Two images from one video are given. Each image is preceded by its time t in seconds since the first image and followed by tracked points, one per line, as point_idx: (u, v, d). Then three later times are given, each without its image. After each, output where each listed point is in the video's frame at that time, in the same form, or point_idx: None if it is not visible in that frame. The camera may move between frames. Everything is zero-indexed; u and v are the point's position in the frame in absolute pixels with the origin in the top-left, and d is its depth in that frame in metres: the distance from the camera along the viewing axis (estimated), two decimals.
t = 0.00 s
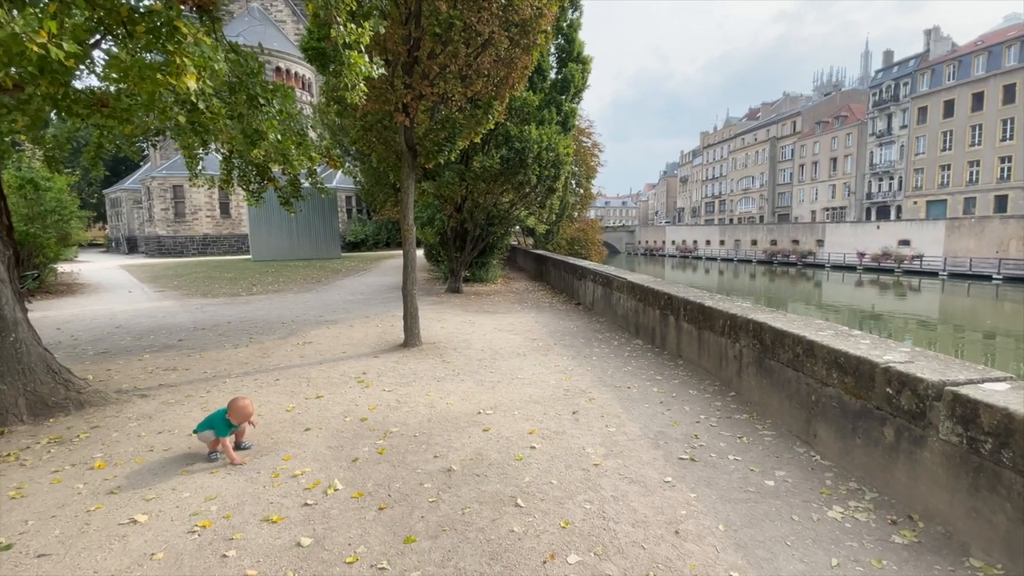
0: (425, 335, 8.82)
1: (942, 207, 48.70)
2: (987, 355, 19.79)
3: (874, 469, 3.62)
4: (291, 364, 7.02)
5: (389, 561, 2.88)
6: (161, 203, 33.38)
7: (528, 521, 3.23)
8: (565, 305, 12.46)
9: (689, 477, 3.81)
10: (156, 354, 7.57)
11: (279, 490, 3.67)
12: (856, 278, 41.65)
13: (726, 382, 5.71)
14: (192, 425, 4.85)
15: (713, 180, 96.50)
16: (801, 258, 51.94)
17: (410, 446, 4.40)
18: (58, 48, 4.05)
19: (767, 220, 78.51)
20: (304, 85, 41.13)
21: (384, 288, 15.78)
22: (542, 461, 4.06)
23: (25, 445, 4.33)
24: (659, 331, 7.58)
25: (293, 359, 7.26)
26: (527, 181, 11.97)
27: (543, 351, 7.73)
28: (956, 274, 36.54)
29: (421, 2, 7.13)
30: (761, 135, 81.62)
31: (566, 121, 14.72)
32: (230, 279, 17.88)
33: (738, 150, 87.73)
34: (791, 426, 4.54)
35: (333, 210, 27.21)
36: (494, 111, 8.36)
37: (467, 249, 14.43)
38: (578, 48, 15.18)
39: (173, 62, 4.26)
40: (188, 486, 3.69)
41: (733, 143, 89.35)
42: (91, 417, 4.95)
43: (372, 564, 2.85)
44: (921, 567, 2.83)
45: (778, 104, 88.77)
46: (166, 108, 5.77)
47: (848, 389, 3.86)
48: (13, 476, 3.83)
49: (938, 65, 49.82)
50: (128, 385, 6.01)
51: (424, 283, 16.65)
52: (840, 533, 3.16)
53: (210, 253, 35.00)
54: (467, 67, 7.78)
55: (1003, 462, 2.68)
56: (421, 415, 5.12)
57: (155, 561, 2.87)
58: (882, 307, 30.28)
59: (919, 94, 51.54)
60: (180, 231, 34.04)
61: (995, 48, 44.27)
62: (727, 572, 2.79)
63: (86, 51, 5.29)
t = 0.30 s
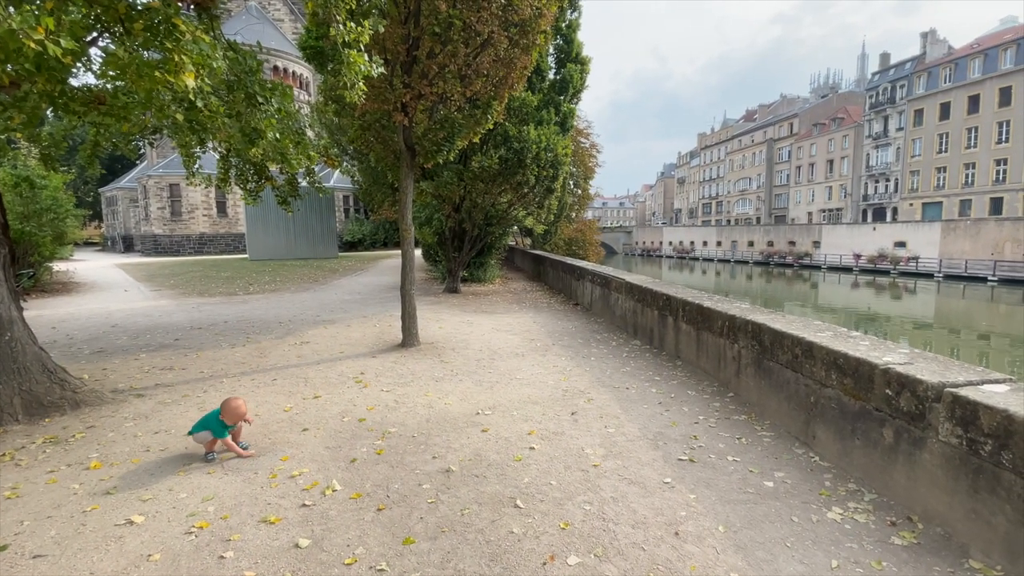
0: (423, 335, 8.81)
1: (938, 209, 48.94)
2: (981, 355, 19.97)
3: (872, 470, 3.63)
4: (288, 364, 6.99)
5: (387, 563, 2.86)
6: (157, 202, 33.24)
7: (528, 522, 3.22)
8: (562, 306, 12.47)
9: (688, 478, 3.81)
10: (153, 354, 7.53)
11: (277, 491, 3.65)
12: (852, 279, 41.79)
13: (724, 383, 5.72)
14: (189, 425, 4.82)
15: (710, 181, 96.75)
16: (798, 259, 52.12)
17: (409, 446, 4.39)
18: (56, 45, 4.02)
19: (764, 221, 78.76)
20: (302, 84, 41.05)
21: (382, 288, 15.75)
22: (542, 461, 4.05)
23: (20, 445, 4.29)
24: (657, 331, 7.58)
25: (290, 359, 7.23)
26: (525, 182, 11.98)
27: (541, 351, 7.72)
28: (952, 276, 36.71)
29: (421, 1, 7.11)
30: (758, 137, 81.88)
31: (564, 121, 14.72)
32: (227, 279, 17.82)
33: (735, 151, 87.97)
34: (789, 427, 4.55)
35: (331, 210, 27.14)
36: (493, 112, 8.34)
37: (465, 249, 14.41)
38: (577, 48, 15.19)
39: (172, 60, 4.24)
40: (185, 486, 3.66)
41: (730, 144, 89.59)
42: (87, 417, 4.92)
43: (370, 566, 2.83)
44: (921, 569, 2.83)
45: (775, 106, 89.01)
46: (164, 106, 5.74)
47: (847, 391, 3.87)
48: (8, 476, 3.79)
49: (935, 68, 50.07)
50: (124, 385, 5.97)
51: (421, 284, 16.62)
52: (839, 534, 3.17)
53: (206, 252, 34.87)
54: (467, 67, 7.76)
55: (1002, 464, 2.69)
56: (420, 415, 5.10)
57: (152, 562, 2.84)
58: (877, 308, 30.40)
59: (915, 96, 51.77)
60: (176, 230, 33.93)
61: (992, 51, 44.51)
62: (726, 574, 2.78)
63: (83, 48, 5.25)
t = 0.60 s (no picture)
0: (421, 334, 8.79)
1: (935, 211, 49.13)
2: (977, 356, 20.10)
3: (873, 471, 3.63)
4: (286, 363, 6.96)
5: (387, 563, 2.85)
6: (154, 200, 33.11)
7: (528, 522, 3.21)
8: (561, 305, 12.47)
9: (688, 478, 3.81)
10: (150, 352, 7.50)
11: (276, 490, 3.63)
12: (849, 280, 41.95)
13: (723, 383, 5.72)
14: (186, 425, 4.79)
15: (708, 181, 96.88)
16: (795, 259, 52.28)
17: (408, 446, 4.37)
18: (55, 41, 3.99)
19: (761, 222, 78.95)
20: (300, 82, 40.92)
21: (380, 287, 15.72)
22: (542, 461, 4.03)
23: (16, 444, 4.26)
24: (656, 331, 7.58)
25: (288, 358, 7.20)
26: (524, 181, 11.98)
27: (540, 351, 7.71)
28: (949, 277, 36.85)
29: None
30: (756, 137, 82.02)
31: (563, 121, 14.70)
32: (225, 277, 17.76)
33: (733, 152, 88.08)
34: (789, 427, 4.55)
35: (329, 209, 27.06)
36: (493, 110, 8.31)
37: (464, 248, 14.40)
38: (576, 48, 15.17)
39: (170, 57, 4.20)
40: (183, 486, 3.64)
41: (728, 145, 89.73)
42: (84, 416, 4.88)
43: (370, 566, 2.82)
44: (921, 569, 2.84)
45: (773, 106, 89.17)
46: (162, 104, 5.70)
47: (847, 391, 3.87)
48: (4, 475, 3.76)
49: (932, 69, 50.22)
50: (121, 384, 5.93)
51: (420, 283, 16.59)
52: (840, 535, 3.17)
53: (203, 251, 34.76)
54: (466, 66, 7.74)
55: (1003, 465, 2.69)
56: (419, 415, 5.08)
57: (150, 562, 2.82)
58: (874, 309, 30.51)
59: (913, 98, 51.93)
60: (173, 228, 33.81)
61: (989, 53, 44.68)
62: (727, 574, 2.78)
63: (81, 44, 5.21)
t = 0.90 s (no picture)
0: (421, 333, 8.78)
1: (934, 210, 49.20)
2: (976, 355, 20.13)
3: (874, 471, 3.63)
4: (285, 361, 6.93)
5: (389, 563, 2.83)
6: (152, 198, 33.00)
7: (529, 522, 3.20)
8: (560, 304, 12.46)
9: (690, 477, 3.80)
10: (149, 351, 7.47)
11: (276, 489, 3.62)
12: (848, 279, 41.99)
13: (724, 383, 5.70)
14: (185, 424, 4.77)
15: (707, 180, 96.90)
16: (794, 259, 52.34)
17: (409, 445, 4.36)
18: (54, 37, 3.96)
19: (760, 221, 79.01)
20: (299, 80, 40.83)
21: (379, 285, 15.69)
22: (543, 461, 4.02)
23: (14, 443, 4.24)
24: (656, 330, 7.57)
25: (287, 356, 7.18)
26: (524, 180, 11.98)
27: (540, 350, 7.70)
28: (947, 277, 36.90)
29: None
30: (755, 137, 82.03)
31: (563, 119, 14.68)
32: (224, 275, 17.74)
33: (732, 151, 88.07)
34: (790, 427, 4.54)
35: (328, 207, 27.00)
36: (493, 108, 8.29)
37: (464, 247, 14.37)
38: (576, 46, 15.14)
39: (170, 53, 4.17)
40: (183, 485, 3.62)
41: (728, 144, 89.75)
42: (82, 414, 4.86)
43: (372, 566, 2.80)
44: (924, 569, 2.83)
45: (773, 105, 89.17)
46: (161, 101, 5.66)
47: (848, 391, 3.86)
48: (2, 474, 3.74)
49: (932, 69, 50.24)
50: (120, 382, 5.91)
51: (419, 282, 16.57)
52: (842, 535, 3.16)
53: (201, 249, 34.69)
54: (467, 63, 7.72)
55: (1006, 465, 2.68)
56: (419, 414, 5.07)
57: (150, 562, 2.80)
58: (873, 308, 30.55)
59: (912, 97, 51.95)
60: (171, 226, 33.73)
61: (988, 53, 44.70)
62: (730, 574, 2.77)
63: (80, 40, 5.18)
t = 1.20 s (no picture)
0: (422, 330, 8.76)
1: (935, 209, 49.09)
2: (979, 355, 20.03)
3: (879, 471, 3.61)
4: (285, 359, 6.91)
5: (391, 562, 2.81)
6: (152, 194, 32.94)
7: (532, 521, 3.17)
8: (562, 302, 12.44)
9: (693, 476, 3.77)
10: (149, 348, 7.44)
11: (277, 487, 3.60)
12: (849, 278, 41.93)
13: (727, 381, 5.67)
14: (186, 421, 4.75)
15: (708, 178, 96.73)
16: (795, 257, 52.25)
17: (411, 443, 4.34)
18: (54, 31, 3.92)
19: (761, 219, 78.87)
20: (300, 77, 40.74)
21: (380, 283, 15.67)
22: (545, 459, 3.99)
23: (14, 440, 4.22)
24: (658, 328, 7.54)
25: (288, 354, 7.16)
26: (525, 177, 11.96)
27: (542, 348, 7.67)
28: (948, 275, 36.86)
29: None
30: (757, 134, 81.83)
31: (565, 116, 14.63)
32: (224, 272, 17.73)
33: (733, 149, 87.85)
34: (794, 426, 4.52)
35: (329, 204, 26.94)
36: (495, 105, 8.24)
37: (465, 244, 14.35)
38: (578, 43, 15.07)
39: (170, 47, 4.13)
40: (183, 483, 3.60)
41: (729, 142, 89.57)
42: (82, 411, 4.84)
43: (374, 566, 2.78)
44: (930, 570, 2.81)
45: (774, 103, 88.93)
46: (161, 96, 5.63)
47: (853, 390, 3.84)
48: (2, 472, 3.72)
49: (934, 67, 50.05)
50: (120, 379, 5.89)
51: (420, 279, 16.53)
52: (847, 535, 3.14)
53: (202, 245, 34.66)
54: (469, 59, 7.67)
55: (1014, 465, 2.66)
56: (421, 412, 5.05)
57: (151, 560, 2.79)
58: (874, 307, 30.48)
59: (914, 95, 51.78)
60: (172, 223, 33.70)
61: (991, 51, 44.54)
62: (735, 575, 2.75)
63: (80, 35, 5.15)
